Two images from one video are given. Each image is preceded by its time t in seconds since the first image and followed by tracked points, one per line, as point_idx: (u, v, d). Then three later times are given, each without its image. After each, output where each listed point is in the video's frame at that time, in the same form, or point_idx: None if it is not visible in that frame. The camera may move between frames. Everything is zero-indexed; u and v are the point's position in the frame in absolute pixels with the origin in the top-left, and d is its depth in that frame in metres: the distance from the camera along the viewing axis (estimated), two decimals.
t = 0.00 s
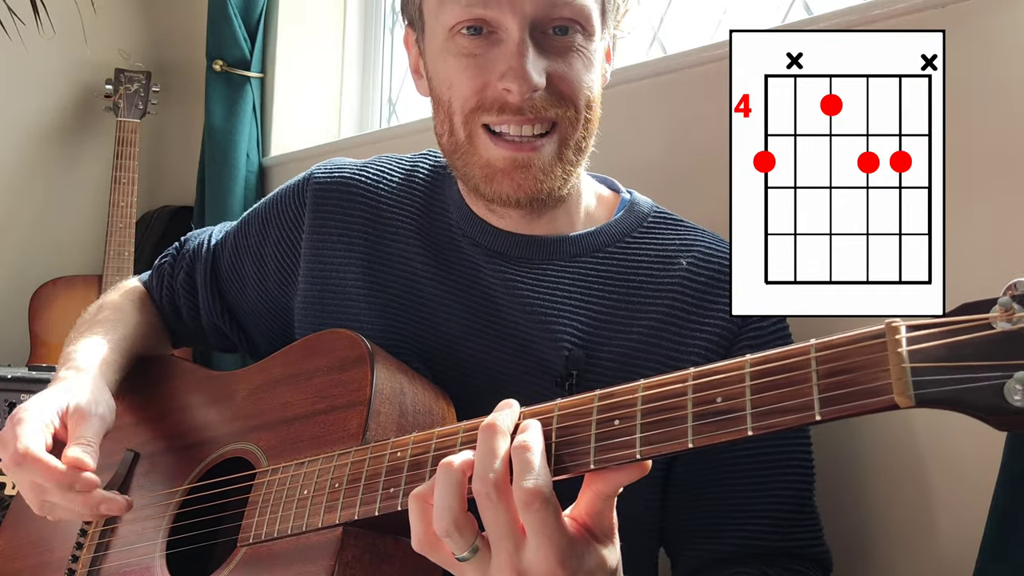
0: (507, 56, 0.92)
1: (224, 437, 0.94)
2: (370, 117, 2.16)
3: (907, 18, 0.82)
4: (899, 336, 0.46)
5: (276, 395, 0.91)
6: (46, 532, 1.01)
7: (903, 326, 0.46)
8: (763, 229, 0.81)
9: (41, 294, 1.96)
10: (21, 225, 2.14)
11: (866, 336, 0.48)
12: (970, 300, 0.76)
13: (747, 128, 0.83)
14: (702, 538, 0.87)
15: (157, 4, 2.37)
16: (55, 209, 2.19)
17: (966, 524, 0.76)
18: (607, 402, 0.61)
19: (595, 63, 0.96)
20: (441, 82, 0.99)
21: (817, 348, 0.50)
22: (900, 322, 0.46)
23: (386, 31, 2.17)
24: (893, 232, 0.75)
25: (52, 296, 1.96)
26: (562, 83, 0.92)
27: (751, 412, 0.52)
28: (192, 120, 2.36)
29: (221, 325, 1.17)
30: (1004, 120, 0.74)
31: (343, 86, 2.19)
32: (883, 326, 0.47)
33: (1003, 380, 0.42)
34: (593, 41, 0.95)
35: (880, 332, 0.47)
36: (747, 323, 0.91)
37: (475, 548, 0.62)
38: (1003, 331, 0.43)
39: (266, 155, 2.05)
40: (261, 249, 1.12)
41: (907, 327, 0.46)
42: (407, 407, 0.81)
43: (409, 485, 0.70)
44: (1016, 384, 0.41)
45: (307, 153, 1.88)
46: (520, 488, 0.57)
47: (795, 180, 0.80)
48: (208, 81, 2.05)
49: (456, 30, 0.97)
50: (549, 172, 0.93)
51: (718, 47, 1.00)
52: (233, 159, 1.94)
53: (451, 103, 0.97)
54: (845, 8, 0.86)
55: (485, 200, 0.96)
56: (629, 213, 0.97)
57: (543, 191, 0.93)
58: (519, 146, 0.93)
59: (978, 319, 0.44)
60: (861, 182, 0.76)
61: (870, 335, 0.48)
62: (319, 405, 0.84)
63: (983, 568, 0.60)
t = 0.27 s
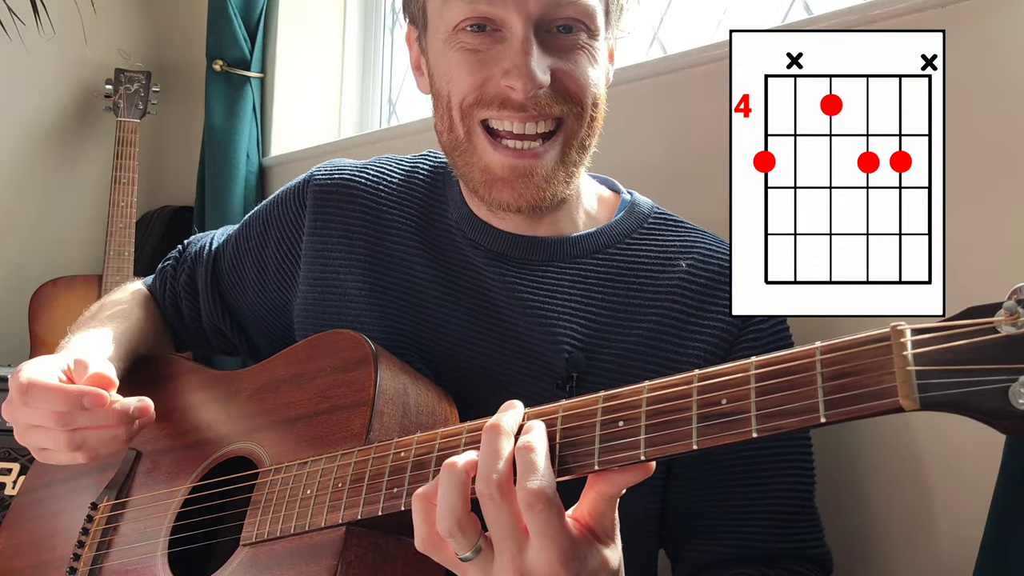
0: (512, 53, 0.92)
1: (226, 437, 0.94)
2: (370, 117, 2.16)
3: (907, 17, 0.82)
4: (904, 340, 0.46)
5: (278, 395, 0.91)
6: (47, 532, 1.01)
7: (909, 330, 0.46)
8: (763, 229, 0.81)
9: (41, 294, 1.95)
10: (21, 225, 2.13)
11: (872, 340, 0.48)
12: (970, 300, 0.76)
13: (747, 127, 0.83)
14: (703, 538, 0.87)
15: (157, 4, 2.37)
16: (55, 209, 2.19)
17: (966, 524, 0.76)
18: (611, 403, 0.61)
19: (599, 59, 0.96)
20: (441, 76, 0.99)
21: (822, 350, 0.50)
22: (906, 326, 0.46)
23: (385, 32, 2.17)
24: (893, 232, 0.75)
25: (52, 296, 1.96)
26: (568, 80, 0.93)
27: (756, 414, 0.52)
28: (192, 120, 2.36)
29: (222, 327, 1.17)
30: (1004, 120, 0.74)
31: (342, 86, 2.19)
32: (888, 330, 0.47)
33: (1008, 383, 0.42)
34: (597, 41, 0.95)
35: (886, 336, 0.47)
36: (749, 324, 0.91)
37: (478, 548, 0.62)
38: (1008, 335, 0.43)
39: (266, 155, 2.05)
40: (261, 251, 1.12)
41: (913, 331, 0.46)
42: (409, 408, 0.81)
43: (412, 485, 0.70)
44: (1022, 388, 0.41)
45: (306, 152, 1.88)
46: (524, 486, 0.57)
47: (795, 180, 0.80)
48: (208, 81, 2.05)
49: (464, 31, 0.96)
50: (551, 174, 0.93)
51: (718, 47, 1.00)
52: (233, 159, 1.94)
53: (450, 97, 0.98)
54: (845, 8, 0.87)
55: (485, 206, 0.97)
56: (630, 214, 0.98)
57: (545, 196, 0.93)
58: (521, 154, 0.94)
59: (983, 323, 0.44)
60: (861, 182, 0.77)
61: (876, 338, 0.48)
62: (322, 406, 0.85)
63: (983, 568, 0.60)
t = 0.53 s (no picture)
0: (519, 56, 0.91)
1: (227, 438, 0.94)
2: (370, 117, 2.16)
3: (906, 18, 0.82)
4: (905, 347, 0.46)
5: (279, 396, 0.91)
6: (47, 532, 1.01)
7: (910, 337, 0.46)
8: (762, 229, 0.81)
9: (42, 294, 1.96)
10: (21, 225, 2.13)
11: (872, 346, 0.48)
12: (970, 301, 0.76)
13: (747, 127, 0.83)
14: (703, 539, 0.87)
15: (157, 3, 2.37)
16: (55, 209, 2.19)
17: (966, 525, 0.76)
18: (611, 408, 0.61)
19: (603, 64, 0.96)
20: (447, 82, 0.99)
21: (824, 357, 0.50)
22: (908, 333, 0.46)
23: (385, 31, 2.17)
24: (892, 232, 0.75)
25: (53, 296, 1.96)
26: (572, 84, 0.92)
27: (756, 421, 0.52)
28: (192, 119, 2.36)
29: (222, 326, 1.17)
30: (1003, 120, 0.74)
31: (343, 86, 2.19)
32: (890, 336, 0.47)
33: (1011, 393, 0.42)
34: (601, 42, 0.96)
35: (886, 342, 0.47)
36: (750, 323, 0.91)
37: (478, 553, 0.62)
38: (1011, 343, 0.42)
39: (266, 155, 2.06)
40: (262, 250, 1.13)
41: (914, 338, 0.46)
42: (410, 409, 0.82)
43: (412, 488, 0.70)
44: None
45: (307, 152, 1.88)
46: (524, 491, 0.58)
47: (795, 180, 0.80)
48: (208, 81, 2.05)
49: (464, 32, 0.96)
50: (556, 181, 0.94)
51: (718, 48, 1.00)
52: (233, 159, 1.94)
53: (459, 102, 0.97)
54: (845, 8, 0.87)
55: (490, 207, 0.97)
56: (631, 214, 0.98)
57: (550, 202, 0.94)
58: (527, 159, 0.94)
59: (986, 331, 0.44)
60: (861, 182, 0.77)
61: (876, 345, 0.48)
62: (323, 407, 0.85)
63: (983, 569, 0.60)
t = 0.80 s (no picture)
0: (543, 58, 0.90)
1: (226, 436, 0.94)
2: (370, 118, 2.16)
3: (905, 18, 0.82)
4: (908, 341, 0.46)
5: (277, 394, 0.90)
6: (46, 531, 1.01)
7: (911, 331, 0.46)
8: (763, 229, 0.81)
9: (41, 294, 1.95)
10: (20, 225, 2.13)
11: (873, 341, 0.48)
12: (971, 301, 0.76)
13: (747, 127, 0.83)
14: (703, 537, 0.87)
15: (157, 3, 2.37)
16: (55, 209, 2.19)
17: (965, 524, 0.76)
18: (611, 404, 0.61)
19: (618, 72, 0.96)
20: (463, 76, 0.98)
21: (825, 351, 0.50)
22: (909, 326, 0.46)
23: (386, 32, 2.17)
24: (892, 232, 0.75)
25: (52, 296, 1.96)
26: (590, 93, 0.92)
27: (758, 416, 0.52)
28: (192, 120, 2.36)
29: (220, 327, 1.17)
30: (1003, 119, 0.74)
31: (343, 86, 2.19)
32: (891, 330, 0.47)
33: (1012, 387, 0.42)
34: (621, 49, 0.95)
35: (889, 337, 0.47)
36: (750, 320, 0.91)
37: (477, 549, 0.62)
38: (1012, 336, 0.42)
39: (266, 155, 2.06)
40: (260, 250, 1.12)
41: (914, 333, 0.46)
42: (409, 407, 0.82)
43: (412, 484, 0.70)
44: None
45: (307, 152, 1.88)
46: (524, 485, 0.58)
47: (795, 180, 0.80)
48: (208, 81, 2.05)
49: (466, 32, 0.96)
50: (564, 178, 0.93)
51: (718, 47, 1.00)
52: (233, 158, 1.94)
53: (474, 98, 0.96)
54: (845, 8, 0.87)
55: (500, 202, 0.97)
56: (628, 214, 0.98)
57: (557, 197, 0.94)
58: (539, 150, 0.93)
59: (988, 324, 0.43)
60: (861, 182, 0.77)
61: (876, 339, 0.48)
62: (321, 404, 0.84)
63: (983, 567, 0.60)
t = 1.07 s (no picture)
0: (530, 44, 0.91)
1: (226, 437, 0.94)
2: (370, 117, 2.16)
3: (905, 18, 0.82)
4: (908, 341, 0.46)
5: (279, 394, 0.91)
6: (46, 531, 1.01)
7: (911, 331, 0.46)
8: (763, 230, 0.81)
9: (41, 295, 1.95)
10: (20, 225, 2.13)
11: (875, 341, 0.48)
12: (970, 300, 0.76)
13: (747, 126, 0.83)
14: (703, 537, 0.87)
15: (157, 4, 2.37)
16: (55, 209, 2.19)
17: (965, 523, 0.76)
18: (613, 405, 0.61)
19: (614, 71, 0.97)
20: (456, 69, 0.98)
21: (827, 352, 0.50)
22: (910, 327, 0.46)
23: (385, 31, 2.17)
24: (892, 233, 0.75)
25: (52, 296, 1.96)
26: (577, 83, 0.92)
27: (760, 416, 0.52)
28: (192, 120, 2.36)
29: (222, 328, 1.17)
30: (1003, 119, 0.74)
31: (343, 86, 2.19)
32: (891, 330, 0.47)
33: (1012, 386, 0.42)
34: (615, 44, 0.96)
35: (890, 337, 0.47)
36: (752, 322, 0.91)
37: (479, 550, 0.62)
38: (1012, 337, 0.43)
39: (266, 155, 2.06)
40: (262, 251, 1.12)
41: (915, 333, 0.46)
42: (409, 407, 0.82)
43: (413, 485, 0.70)
44: None
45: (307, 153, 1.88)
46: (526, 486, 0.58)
47: (795, 180, 0.80)
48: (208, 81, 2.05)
49: (466, 33, 0.96)
50: (553, 173, 0.92)
51: (718, 47, 1.00)
52: (233, 158, 1.94)
53: (466, 90, 0.96)
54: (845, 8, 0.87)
55: (489, 196, 0.96)
56: (633, 216, 0.98)
57: (546, 192, 0.93)
58: (526, 146, 0.92)
59: (988, 324, 0.44)
60: (861, 182, 0.77)
61: (877, 339, 0.48)
62: (322, 405, 0.84)
63: (983, 568, 0.60)
